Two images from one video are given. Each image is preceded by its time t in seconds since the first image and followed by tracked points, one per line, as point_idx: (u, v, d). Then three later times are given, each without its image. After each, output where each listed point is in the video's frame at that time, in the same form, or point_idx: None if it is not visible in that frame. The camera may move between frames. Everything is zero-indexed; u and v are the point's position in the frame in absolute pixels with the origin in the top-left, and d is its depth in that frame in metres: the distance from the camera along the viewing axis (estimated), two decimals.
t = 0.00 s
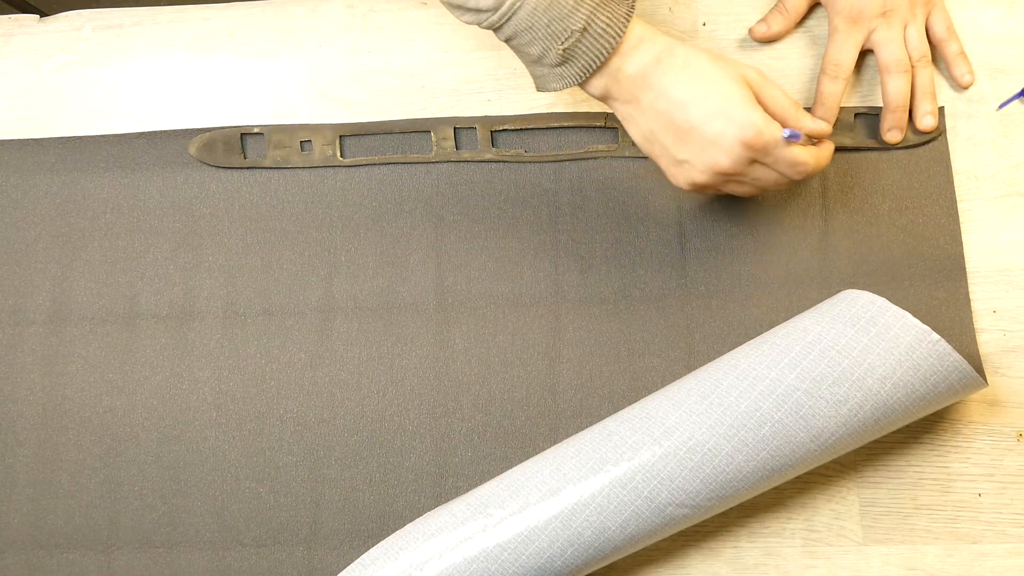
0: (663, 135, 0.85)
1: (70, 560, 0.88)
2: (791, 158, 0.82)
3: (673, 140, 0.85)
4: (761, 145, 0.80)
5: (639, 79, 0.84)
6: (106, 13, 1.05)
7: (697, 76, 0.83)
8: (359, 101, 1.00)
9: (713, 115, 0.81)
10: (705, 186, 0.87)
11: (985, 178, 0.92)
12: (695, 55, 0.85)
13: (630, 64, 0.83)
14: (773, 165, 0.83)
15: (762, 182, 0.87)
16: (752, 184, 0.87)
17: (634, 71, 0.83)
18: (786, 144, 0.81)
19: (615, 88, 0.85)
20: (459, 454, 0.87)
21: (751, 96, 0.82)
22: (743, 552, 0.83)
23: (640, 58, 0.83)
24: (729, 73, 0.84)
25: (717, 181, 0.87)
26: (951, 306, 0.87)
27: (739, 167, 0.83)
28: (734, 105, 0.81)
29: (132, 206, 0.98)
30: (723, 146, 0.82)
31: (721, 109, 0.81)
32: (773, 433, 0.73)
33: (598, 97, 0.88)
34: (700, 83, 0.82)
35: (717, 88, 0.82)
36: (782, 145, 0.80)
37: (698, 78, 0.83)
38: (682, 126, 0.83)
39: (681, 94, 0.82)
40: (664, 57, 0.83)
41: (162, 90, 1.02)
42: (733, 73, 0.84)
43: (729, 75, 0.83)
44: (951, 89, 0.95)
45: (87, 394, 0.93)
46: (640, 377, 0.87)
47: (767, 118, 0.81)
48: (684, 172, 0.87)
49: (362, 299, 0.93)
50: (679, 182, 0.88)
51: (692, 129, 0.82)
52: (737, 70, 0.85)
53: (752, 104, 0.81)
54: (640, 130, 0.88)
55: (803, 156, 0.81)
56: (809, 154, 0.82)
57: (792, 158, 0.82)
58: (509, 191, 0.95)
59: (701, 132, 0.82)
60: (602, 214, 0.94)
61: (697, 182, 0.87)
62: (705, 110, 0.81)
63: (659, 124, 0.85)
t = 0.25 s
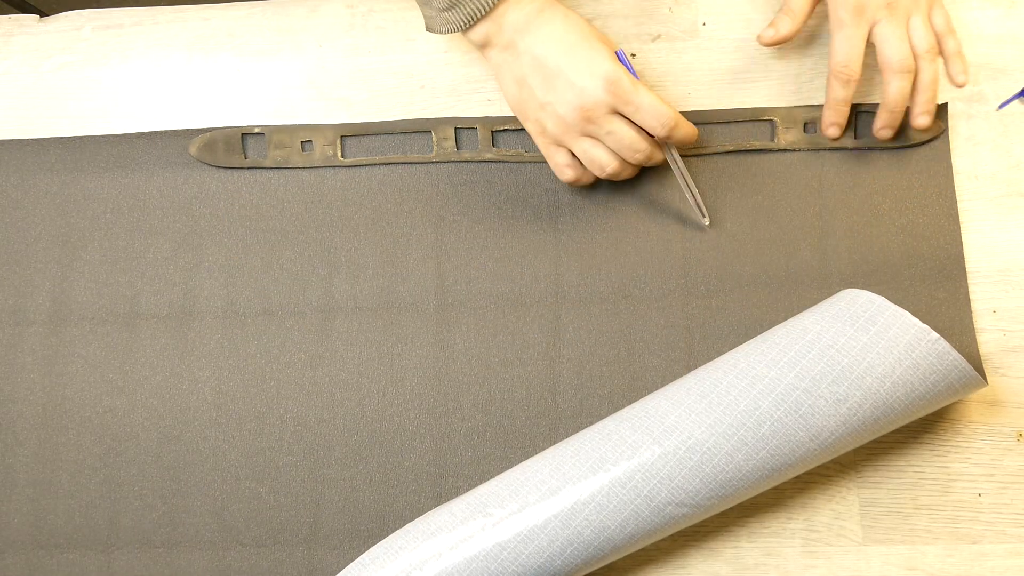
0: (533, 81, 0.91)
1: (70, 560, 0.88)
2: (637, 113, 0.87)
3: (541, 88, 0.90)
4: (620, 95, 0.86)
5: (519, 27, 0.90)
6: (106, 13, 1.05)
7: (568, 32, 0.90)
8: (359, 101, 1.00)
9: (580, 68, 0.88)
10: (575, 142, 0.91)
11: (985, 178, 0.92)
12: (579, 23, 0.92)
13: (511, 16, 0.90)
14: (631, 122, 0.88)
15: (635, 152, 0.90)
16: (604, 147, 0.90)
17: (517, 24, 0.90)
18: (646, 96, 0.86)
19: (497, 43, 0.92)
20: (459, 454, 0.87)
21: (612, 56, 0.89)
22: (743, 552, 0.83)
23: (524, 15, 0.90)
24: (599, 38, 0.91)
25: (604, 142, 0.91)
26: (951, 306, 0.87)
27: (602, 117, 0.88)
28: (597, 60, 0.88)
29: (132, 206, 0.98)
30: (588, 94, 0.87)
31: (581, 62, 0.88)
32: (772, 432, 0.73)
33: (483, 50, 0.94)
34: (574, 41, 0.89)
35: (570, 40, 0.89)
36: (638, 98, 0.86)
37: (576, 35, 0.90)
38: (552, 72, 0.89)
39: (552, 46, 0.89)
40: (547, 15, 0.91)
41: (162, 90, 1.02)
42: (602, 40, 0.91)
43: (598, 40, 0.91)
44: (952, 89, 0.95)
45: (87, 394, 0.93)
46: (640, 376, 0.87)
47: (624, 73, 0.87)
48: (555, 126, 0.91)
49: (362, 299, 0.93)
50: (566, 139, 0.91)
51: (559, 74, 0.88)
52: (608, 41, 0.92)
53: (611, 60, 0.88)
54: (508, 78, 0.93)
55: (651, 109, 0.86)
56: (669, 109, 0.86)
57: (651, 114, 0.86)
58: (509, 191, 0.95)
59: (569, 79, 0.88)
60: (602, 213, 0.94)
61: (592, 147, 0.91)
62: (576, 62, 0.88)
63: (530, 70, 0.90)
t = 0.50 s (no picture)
0: (523, 101, 0.90)
1: (70, 559, 0.88)
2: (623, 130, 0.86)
3: (530, 108, 0.90)
4: (603, 117, 0.85)
5: (505, 48, 0.90)
6: (106, 13, 1.05)
7: (552, 49, 0.89)
8: (359, 101, 1.00)
9: (564, 85, 0.86)
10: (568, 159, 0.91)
11: (985, 178, 0.92)
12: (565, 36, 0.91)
13: (495, 35, 0.90)
14: (620, 138, 0.87)
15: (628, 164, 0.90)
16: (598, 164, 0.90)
17: (501, 41, 0.89)
18: (630, 115, 0.84)
19: (486, 59, 0.92)
20: (459, 454, 0.87)
21: (596, 72, 0.88)
22: (743, 552, 0.83)
23: (507, 32, 0.89)
24: (582, 53, 0.89)
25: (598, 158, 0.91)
26: (951, 306, 0.87)
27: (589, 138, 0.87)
28: (580, 78, 0.86)
29: (132, 206, 0.98)
30: (571, 116, 0.86)
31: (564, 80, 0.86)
32: (772, 432, 0.73)
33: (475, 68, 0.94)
34: (557, 57, 0.88)
35: (554, 57, 0.88)
36: (622, 117, 0.84)
37: (558, 51, 0.89)
38: (539, 93, 0.88)
39: (535, 64, 0.88)
40: (531, 31, 0.90)
41: (162, 90, 1.02)
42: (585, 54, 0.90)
43: (581, 54, 0.89)
44: (952, 89, 0.95)
45: (87, 394, 0.93)
46: (640, 376, 0.87)
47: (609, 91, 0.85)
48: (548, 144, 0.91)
49: (362, 299, 0.93)
50: (559, 158, 0.91)
51: (546, 95, 0.88)
52: (592, 54, 0.90)
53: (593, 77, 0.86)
54: (500, 95, 0.93)
55: (636, 124, 0.84)
56: (654, 125, 0.84)
57: (636, 131, 0.85)
58: (509, 191, 0.95)
59: (553, 99, 0.87)
60: (602, 214, 0.94)
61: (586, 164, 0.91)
62: (559, 79, 0.87)
63: (517, 90, 0.90)
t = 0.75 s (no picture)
0: (537, 106, 0.89)
1: (70, 559, 0.88)
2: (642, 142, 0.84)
3: (543, 112, 0.89)
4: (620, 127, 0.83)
5: (519, 51, 0.87)
6: (106, 13, 1.05)
7: (565, 53, 0.87)
8: (359, 101, 1.00)
9: (580, 93, 0.84)
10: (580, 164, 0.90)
11: (985, 178, 0.92)
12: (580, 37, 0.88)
13: (509, 37, 0.87)
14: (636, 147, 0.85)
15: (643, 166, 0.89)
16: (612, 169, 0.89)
17: (514, 44, 0.87)
18: (649, 125, 0.83)
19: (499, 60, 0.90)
20: (459, 454, 0.87)
21: (612, 77, 0.86)
22: (743, 552, 0.83)
23: (521, 34, 0.87)
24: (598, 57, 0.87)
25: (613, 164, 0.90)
26: (951, 306, 0.87)
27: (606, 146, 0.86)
28: (596, 85, 0.84)
29: (132, 206, 0.98)
30: (586, 125, 0.85)
31: (581, 88, 0.85)
32: (772, 431, 0.72)
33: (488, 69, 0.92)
34: (571, 62, 0.86)
35: (567, 61, 0.86)
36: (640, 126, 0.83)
37: (572, 55, 0.86)
38: (553, 98, 0.87)
39: (551, 69, 0.86)
40: (545, 33, 0.87)
41: (162, 90, 1.02)
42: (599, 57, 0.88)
43: (594, 58, 0.87)
44: (952, 89, 0.95)
45: (87, 394, 0.93)
46: (640, 377, 0.87)
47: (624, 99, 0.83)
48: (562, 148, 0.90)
49: (362, 299, 0.93)
50: (574, 162, 0.90)
51: (559, 101, 0.86)
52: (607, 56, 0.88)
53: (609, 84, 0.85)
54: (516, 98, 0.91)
55: (657, 137, 0.83)
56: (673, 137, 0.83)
57: (653, 139, 0.83)
58: (509, 191, 0.95)
59: (569, 106, 0.85)
60: (603, 214, 0.94)
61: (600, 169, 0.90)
62: (574, 86, 0.85)
63: (531, 93, 0.88)
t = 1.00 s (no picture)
0: (556, 143, 0.86)
1: (70, 559, 0.88)
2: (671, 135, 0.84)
3: (565, 150, 0.86)
4: (643, 172, 0.81)
5: (535, 88, 0.85)
6: (106, 13, 1.05)
7: (587, 90, 0.83)
8: (359, 101, 1.00)
9: (600, 138, 0.82)
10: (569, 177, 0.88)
11: (985, 178, 0.92)
12: (591, 67, 0.84)
13: (525, 72, 0.84)
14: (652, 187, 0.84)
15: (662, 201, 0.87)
16: (642, 201, 0.88)
17: (530, 80, 0.84)
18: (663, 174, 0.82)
19: (517, 92, 0.87)
20: (459, 454, 0.87)
21: (635, 119, 0.82)
22: (743, 552, 0.83)
23: (537, 67, 0.84)
24: (622, 94, 0.83)
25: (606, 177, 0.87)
26: (951, 306, 0.87)
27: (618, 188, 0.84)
28: (617, 130, 0.81)
29: (132, 206, 0.98)
30: (605, 168, 0.83)
31: (604, 130, 0.81)
32: (771, 430, 0.72)
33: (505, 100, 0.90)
34: (597, 101, 0.82)
35: (593, 100, 0.82)
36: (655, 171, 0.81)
37: (592, 93, 0.83)
38: (571, 140, 0.84)
39: (576, 108, 0.83)
40: (560, 68, 0.84)
41: (162, 90, 1.02)
42: (629, 92, 0.83)
43: (624, 96, 0.83)
44: (952, 89, 0.95)
45: (87, 394, 0.93)
46: (640, 377, 0.87)
47: (650, 146, 0.81)
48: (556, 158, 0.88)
49: (362, 299, 0.93)
50: (569, 182, 0.88)
51: (580, 144, 0.83)
52: (627, 89, 0.83)
53: (634, 129, 0.81)
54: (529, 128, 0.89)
55: (677, 125, 0.84)
56: (688, 126, 0.83)
57: (672, 184, 0.83)
58: (509, 191, 0.95)
59: (587, 150, 0.83)
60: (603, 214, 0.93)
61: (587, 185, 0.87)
62: (591, 128, 0.82)
63: (552, 131, 0.86)
